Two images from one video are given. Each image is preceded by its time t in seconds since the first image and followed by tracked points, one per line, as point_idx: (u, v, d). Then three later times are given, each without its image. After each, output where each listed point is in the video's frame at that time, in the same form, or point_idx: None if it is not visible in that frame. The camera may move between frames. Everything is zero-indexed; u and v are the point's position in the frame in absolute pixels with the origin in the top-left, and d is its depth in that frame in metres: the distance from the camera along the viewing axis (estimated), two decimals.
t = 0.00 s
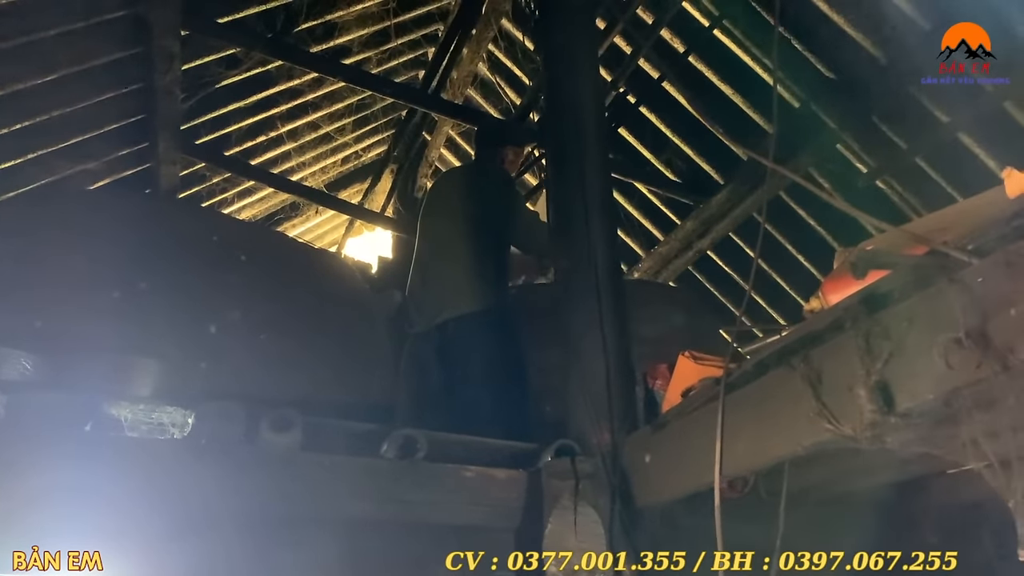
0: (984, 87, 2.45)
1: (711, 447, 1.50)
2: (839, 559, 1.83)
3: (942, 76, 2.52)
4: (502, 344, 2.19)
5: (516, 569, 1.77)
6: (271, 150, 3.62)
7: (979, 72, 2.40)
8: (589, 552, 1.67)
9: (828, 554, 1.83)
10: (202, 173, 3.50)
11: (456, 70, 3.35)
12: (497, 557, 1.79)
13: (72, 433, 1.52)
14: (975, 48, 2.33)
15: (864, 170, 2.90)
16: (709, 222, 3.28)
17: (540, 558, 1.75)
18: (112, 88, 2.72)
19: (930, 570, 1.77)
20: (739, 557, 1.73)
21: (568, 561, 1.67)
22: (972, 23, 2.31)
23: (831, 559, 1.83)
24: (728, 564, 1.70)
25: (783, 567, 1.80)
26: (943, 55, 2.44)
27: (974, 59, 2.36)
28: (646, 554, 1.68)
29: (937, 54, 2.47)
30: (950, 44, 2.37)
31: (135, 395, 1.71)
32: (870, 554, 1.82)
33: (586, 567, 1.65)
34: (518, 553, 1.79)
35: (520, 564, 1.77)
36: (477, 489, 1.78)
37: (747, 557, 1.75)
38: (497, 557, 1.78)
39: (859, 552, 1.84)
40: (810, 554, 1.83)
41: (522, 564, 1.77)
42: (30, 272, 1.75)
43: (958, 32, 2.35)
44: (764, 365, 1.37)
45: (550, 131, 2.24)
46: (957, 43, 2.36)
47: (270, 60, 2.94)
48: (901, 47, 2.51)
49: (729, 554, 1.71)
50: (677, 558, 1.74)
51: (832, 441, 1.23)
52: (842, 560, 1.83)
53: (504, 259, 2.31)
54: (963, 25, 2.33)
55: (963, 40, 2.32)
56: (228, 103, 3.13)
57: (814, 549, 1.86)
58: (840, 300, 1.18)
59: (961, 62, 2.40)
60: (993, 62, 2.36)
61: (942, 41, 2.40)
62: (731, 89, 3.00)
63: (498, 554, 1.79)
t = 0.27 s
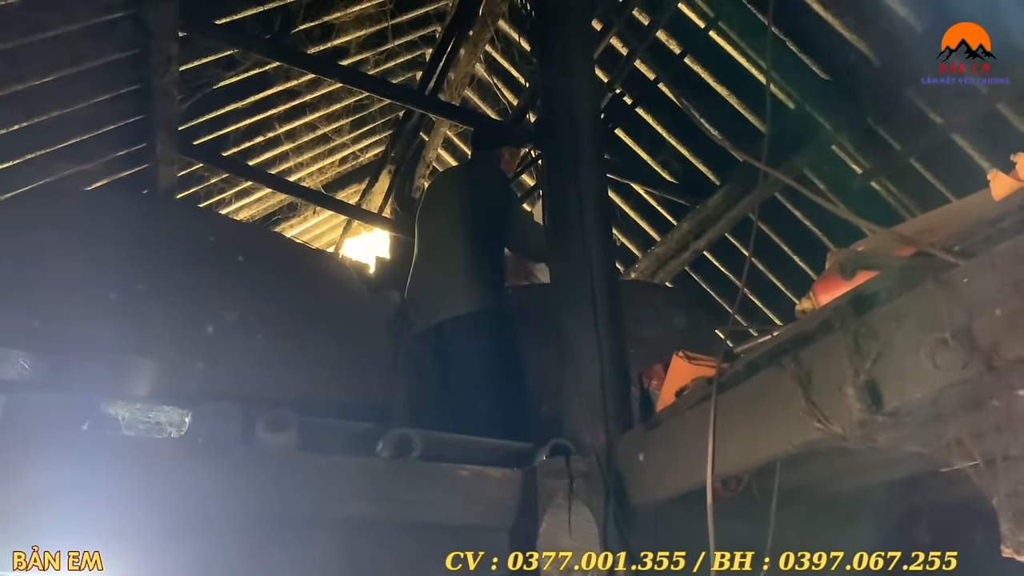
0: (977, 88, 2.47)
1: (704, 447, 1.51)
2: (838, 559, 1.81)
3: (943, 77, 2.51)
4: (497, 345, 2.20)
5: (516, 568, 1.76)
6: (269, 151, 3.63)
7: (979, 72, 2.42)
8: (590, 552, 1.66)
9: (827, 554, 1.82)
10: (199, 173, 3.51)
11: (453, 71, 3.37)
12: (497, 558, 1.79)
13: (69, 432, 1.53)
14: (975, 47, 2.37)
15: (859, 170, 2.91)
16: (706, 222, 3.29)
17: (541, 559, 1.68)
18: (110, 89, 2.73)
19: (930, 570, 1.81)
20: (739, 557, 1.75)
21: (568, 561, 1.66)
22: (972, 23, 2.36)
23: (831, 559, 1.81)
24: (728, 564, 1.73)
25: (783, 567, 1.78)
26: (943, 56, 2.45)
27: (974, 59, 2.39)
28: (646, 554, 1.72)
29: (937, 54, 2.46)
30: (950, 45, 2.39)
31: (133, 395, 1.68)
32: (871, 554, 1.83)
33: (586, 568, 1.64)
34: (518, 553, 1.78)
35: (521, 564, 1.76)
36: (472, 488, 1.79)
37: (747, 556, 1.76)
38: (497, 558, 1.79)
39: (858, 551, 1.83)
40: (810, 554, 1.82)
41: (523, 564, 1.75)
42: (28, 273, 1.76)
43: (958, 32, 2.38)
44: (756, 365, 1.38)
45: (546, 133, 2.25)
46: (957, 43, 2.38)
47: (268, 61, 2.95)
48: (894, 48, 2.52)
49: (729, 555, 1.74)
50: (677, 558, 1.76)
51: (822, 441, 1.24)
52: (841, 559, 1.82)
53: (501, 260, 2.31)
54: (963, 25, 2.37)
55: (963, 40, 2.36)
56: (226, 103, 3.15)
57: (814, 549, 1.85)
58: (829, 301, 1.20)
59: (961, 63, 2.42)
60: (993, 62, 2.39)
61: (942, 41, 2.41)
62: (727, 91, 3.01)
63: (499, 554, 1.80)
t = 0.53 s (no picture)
0: (969, 89, 2.49)
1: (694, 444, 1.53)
2: (838, 559, 1.85)
3: (942, 76, 2.52)
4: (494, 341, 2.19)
5: (515, 569, 1.78)
6: (266, 151, 3.64)
7: (979, 71, 2.41)
8: (590, 552, 1.68)
9: (828, 554, 1.86)
10: (197, 173, 3.52)
11: (449, 71, 3.38)
12: (496, 557, 1.80)
13: (66, 430, 1.54)
14: (975, 48, 2.37)
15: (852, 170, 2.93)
16: (702, 222, 3.30)
17: (542, 559, 1.68)
18: (107, 89, 2.75)
19: (929, 570, 1.86)
20: (739, 557, 1.80)
21: (568, 561, 1.67)
22: (972, 23, 2.35)
23: (831, 560, 1.86)
24: (727, 564, 1.80)
25: (782, 567, 1.83)
26: (943, 56, 2.44)
27: (974, 59, 2.39)
28: (645, 554, 1.79)
29: (936, 54, 2.47)
30: (949, 45, 2.40)
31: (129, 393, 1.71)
32: (870, 554, 1.87)
33: (586, 567, 1.66)
34: (518, 554, 1.79)
35: (520, 564, 1.77)
36: (465, 486, 1.80)
37: (746, 556, 1.80)
38: (496, 557, 1.80)
39: (859, 552, 1.86)
40: (810, 554, 1.86)
41: (521, 564, 1.78)
42: (26, 272, 1.77)
43: (958, 32, 2.38)
44: (745, 363, 1.40)
45: (541, 133, 2.27)
46: (957, 43, 2.39)
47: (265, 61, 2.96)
48: (889, 49, 2.54)
49: (728, 554, 1.80)
50: (677, 558, 1.82)
51: (810, 438, 1.26)
52: (841, 560, 1.86)
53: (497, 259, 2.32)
54: (963, 25, 2.36)
55: (963, 40, 2.36)
56: (223, 103, 3.16)
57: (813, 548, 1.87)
58: (817, 300, 1.21)
59: (961, 62, 2.42)
60: (993, 62, 2.38)
61: (942, 41, 2.42)
62: (721, 91, 3.03)
63: (498, 553, 1.81)
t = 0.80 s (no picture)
0: (962, 92, 2.51)
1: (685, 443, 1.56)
2: (838, 559, 1.87)
3: (942, 76, 2.51)
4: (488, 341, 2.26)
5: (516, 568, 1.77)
6: (264, 150, 3.66)
7: (979, 71, 2.42)
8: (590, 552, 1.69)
9: (827, 554, 1.88)
10: (195, 172, 3.54)
11: (447, 72, 3.40)
12: (497, 557, 1.83)
13: (65, 427, 1.56)
14: (975, 48, 2.36)
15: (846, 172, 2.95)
16: (697, 223, 3.34)
17: (541, 559, 1.73)
18: (106, 88, 2.76)
19: (930, 570, 1.90)
20: (739, 557, 1.82)
21: (569, 561, 1.69)
22: (972, 23, 2.34)
23: (831, 560, 1.87)
24: (728, 564, 1.81)
25: (782, 567, 1.86)
26: (943, 56, 2.44)
27: (974, 59, 2.38)
28: (646, 554, 1.82)
29: (937, 54, 2.47)
30: (949, 45, 2.39)
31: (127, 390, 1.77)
32: (870, 554, 1.89)
33: (586, 568, 1.67)
34: (519, 554, 1.78)
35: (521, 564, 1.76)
36: (460, 484, 1.82)
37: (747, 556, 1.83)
38: (496, 557, 1.83)
39: (859, 552, 1.88)
40: (810, 554, 1.88)
41: (523, 564, 1.76)
42: (25, 271, 1.79)
43: (958, 32, 2.37)
44: (736, 363, 1.42)
45: (537, 135, 2.28)
46: (957, 43, 2.37)
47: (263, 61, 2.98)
48: (883, 52, 2.56)
49: (728, 554, 1.82)
50: (677, 558, 1.82)
51: (798, 437, 1.28)
52: (841, 559, 1.88)
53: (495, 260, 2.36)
54: (963, 25, 2.35)
55: (963, 40, 2.35)
56: (221, 102, 3.17)
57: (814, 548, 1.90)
58: (805, 303, 1.23)
59: (961, 63, 2.41)
60: (993, 61, 2.38)
61: (942, 41, 2.41)
62: (717, 93, 3.05)
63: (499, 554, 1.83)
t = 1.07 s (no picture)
0: (948, 95, 2.54)
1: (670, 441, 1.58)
2: (838, 559, 1.90)
3: (942, 76, 2.50)
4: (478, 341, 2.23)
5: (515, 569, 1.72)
6: (257, 150, 3.67)
7: (979, 71, 2.41)
8: (589, 552, 1.71)
9: (827, 554, 1.91)
10: (189, 171, 3.55)
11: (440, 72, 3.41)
12: (497, 557, 1.82)
13: (57, 426, 1.56)
14: (975, 48, 2.36)
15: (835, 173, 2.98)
16: (689, 223, 3.35)
17: (541, 559, 1.71)
18: (99, 87, 2.77)
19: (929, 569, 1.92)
20: (739, 557, 1.85)
21: (569, 561, 1.70)
22: (972, 23, 2.36)
23: (831, 559, 1.90)
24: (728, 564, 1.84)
25: (782, 567, 1.89)
26: (943, 56, 2.44)
27: (974, 59, 2.37)
28: (645, 554, 1.85)
29: (937, 54, 2.47)
30: (949, 45, 2.39)
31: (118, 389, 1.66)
32: (870, 554, 1.92)
33: (586, 567, 1.70)
34: (519, 554, 1.74)
35: (520, 564, 1.73)
36: (450, 483, 1.83)
37: (746, 556, 1.86)
38: (496, 557, 1.82)
39: (859, 552, 1.92)
40: (810, 554, 1.91)
41: (522, 564, 1.71)
42: (19, 270, 1.81)
43: (958, 32, 2.38)
44: (721, 364, 1.44)
45: (528, 135, 2.30)
46: (957, 43, 2.38)
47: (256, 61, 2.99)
48: (871, 55, 2.59)
49: (728, 554, 1.84)
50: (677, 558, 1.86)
51: (781, 437, 1.30)
52: (841, 559, 1.91)
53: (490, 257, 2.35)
54: (963, 26, 2.37)
55: (963, 40, 2.35)
56: (214, 102, 3.18)
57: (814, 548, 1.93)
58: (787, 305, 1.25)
59: (961, 62, 2.40)
60: (993, 62, 2.37)
61: (941, 41, 2.42)
62: (708, 95, 3.08)
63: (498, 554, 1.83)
